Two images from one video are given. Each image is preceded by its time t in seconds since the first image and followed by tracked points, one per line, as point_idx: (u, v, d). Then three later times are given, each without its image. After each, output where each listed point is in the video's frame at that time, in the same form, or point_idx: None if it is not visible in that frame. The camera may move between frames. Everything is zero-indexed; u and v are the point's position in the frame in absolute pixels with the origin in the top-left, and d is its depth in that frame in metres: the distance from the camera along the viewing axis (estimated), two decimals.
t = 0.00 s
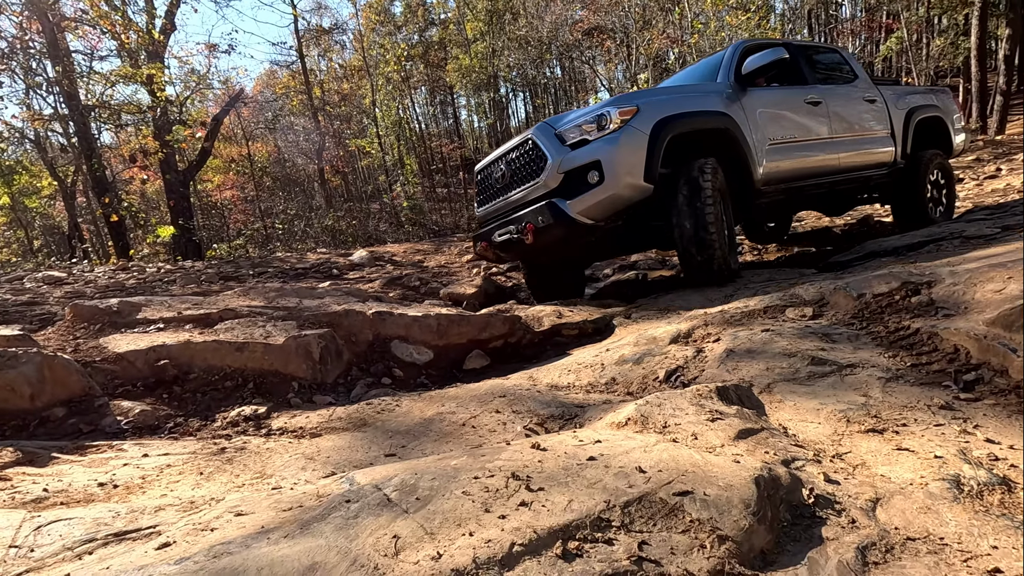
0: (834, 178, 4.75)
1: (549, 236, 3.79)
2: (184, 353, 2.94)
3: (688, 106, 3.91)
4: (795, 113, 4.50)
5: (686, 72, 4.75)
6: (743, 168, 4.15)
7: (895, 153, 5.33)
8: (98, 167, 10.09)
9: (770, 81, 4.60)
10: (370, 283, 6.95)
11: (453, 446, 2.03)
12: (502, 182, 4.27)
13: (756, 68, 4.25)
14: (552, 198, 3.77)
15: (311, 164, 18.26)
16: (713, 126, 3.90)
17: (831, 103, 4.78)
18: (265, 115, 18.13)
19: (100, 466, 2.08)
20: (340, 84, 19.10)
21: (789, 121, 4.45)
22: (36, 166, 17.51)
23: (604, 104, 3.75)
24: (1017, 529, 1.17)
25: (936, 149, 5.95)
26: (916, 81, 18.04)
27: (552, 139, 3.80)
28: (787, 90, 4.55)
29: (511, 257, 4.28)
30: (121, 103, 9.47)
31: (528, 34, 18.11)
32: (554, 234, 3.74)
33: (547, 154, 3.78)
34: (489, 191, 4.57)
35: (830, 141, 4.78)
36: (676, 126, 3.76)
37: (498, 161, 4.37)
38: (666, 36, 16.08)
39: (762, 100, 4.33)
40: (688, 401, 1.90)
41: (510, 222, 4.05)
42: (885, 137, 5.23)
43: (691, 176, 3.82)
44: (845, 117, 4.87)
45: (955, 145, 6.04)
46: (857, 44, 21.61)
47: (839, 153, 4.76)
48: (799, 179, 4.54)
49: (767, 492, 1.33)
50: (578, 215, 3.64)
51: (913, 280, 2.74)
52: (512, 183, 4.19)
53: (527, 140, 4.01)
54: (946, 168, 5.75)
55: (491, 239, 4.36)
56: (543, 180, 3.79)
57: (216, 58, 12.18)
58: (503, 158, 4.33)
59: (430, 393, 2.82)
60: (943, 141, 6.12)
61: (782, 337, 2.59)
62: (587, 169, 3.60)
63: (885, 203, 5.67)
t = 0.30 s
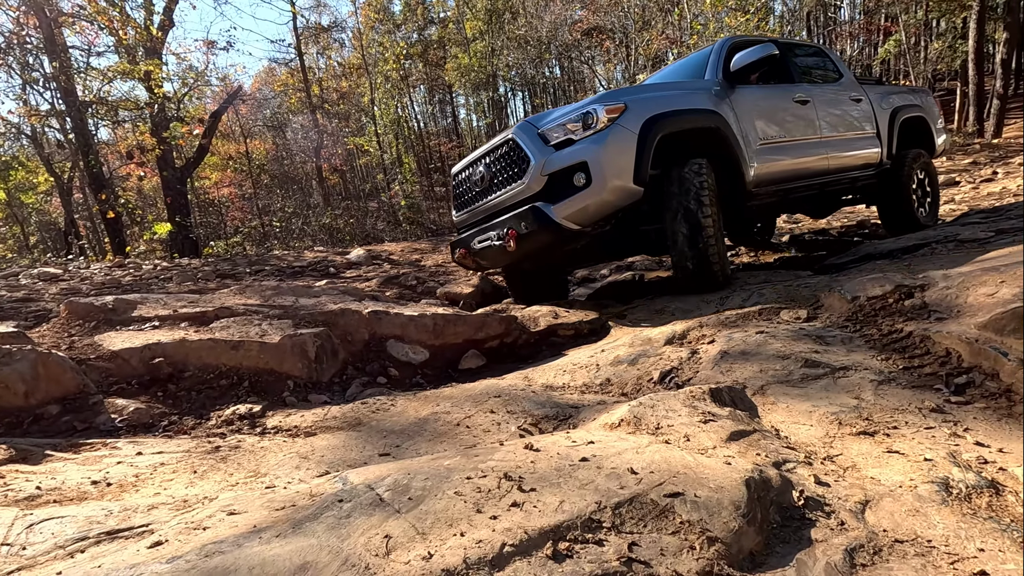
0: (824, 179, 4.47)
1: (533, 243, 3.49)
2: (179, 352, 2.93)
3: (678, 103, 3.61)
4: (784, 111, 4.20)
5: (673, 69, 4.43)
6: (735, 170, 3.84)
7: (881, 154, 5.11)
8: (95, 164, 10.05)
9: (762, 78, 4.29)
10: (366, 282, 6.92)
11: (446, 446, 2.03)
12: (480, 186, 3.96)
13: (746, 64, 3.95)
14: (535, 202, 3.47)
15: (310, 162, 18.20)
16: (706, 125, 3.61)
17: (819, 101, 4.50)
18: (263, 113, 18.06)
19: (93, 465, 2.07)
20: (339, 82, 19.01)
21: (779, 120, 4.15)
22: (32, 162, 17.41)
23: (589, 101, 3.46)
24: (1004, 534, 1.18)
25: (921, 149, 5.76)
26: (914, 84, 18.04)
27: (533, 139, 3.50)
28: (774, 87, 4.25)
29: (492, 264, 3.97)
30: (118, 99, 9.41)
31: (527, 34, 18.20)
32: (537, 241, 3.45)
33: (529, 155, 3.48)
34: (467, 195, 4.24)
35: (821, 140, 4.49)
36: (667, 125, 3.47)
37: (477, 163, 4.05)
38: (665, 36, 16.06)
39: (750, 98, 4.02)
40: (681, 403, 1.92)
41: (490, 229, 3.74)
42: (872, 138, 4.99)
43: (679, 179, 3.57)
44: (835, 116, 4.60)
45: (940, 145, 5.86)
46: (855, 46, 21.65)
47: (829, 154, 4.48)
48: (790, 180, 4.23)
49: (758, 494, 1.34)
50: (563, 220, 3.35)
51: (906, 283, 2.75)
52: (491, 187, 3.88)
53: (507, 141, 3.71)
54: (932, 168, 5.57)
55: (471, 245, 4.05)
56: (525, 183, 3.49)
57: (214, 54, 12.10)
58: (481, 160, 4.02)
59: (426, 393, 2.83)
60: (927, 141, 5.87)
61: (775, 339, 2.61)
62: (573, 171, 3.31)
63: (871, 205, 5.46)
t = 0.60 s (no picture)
0: (822, 178, 4.42)
1: (520, 243, 3.27)
2: (175, 349, 2.93)
3: (673, 96, 3.44)
4: (782, 109, 4.13)
5: (664, 64, 4.29)
6: (732, 169, 3.70)
7: (875, 154, 5.09)
8: (92, 160, 10.06)
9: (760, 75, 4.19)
10: (364, 280, 6.90)
11: (442, 445, 2.04)
12: (464, 182, 3.73)
13: (743, 57, 3.85)
14: (523, 199, 3.24)
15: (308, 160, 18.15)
16: (701, 119, 3.45)
17: (815, 99, 4.47)
18: (262, 111, 18.01)
19: (88, 462, 2.07)
20: (338, 80, 18.95)
21: (777, 118, 4.06)
22: (29, 159, 17.33)
23: (580, 92, 3.24)
24: (996, 533, 1.19)
25: (912, 150, 5.76)
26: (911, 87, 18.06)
27: (522, 131, 3.28)
28: (772, 84, 4.19)
29: (477, 263, 3.76)
30: (116, 95, 9.35)
31: (527, 33, 18.18)
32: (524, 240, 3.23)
33: (516, 148, 3.25)
34: (450, 192, 4.01)
35: (818, 139, 4.43)
36: (662, 120, 3.29)
37: (460, 158, 3.83)
38: (665, 36, 16.05)
39: (748, 94, 3.94)
40: (677, 403, 1.92)
41: (474, 227, 3.50)
42: (865, 137, 4.97)
43: (676, 203, 3.34)
44: (830, 116, 4.55)
45: (931, 147, 5.87)
46: (854, 47, 21.68)
47: (826, 153, 4.43)
48: (787, 179, 4.16)
49: (753, 495, 1.35)
50: (552, 217, 3.12)
51: (902, 285, 2.75)
52: (475, 182, 3.65)
53: (492, 133, 3.48)
54: (923, 170, 5.57)
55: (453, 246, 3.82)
56: (512, 178, 3.26)
57: (212, 51, 12.03)
58: (465, 154, 3.79)
59: (422, 392, 2.83)
60: (917, 142, 5.90)
61: (771, 340, 2.61)
62: (563, 165, 3.08)
63: (863, 206, 5.45)
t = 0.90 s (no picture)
0: (815, 180, 4.42)
1: (504, 244, 3.23)
2: (171, 346, 2.93)
3: (664, 94, 3.41)
4: (776, 109, 4.12)
5: (655, 61, 4.25)
6: (724, 168, 3.68)
7: (868, 156, 5.09)
8: (89, 156, 9.99)
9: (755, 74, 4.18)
10: (361, 278, 6.88)
11: (439, 443, 2.03)
12: (449, 178, 3.69)
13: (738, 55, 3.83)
14: (509, 197, 3.20)
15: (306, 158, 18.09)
16: (692, 118, 3.42)
17: (809, 99, 4.46)
18: (260, 108, 17.95)
19: (82, 459, 2.06)
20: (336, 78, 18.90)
21: (772, 118, 4.05)
22: (26, 155, 17.27)
23: (569, 88, 3.21)
24: (988, 535, 1.19)
25: (905, 152, 5.76)
26: (909, 88, 18.08)
27: (508, 128, 3.24)
28: (766, 83, 4.17)
29: (463, 264, 3.70)
30: (113, 91, 9.29)
31: (527, 32, 18.13)
32: (510, 240, 3.18)
33: (503, 145, 3.21)
34: (434, 188, 3.97)
35: (812, 140, 4.43)
36: (653, 118, 3.26)
37: (445, 153, 3.78)
38: (664, 36, 16.04)
39: (743, 93, 3.93)
40: (673, 402, 1.93)
41: (459, 225, 3.45)
42: (859, 138, 4.97)
43: (672, 233, 3.29)
44: (824, 117, 4.56)
45: (924, 148, 5.86)
46: (853, 49, 21.69)
47: (820, 154, 4.43)
48: (782, 180, 4.15)
49: (748, 494, 1.35)
50: (539, 218, 3.07)
51: (899, 286, 2.76)
52: (461, 179, 3.61)
53: (479, 130, 3.43)
54: (916, 172, 5.57)
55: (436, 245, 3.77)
56: (499, 176, 3.21)
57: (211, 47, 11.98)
58: (450, 150, 3.75)
59: (418, 390, 2.82)
60: (908, 143, 5.93)
61: (768, 340, 2.62)
62: (551, 165, 3.05)
63: (856, 207, 5.46)
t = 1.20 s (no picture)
0: (813, 181, 4.43)
1: (503, 240, 3.23)
2: (168, 344, 2.93)
3: (664, 92, 3.41)
4: (774, 110, 4.13)
5: (655, 60, 4.25)
6: (723, 167, 3.68)
7: (866, 157, 5.10)
8: (87, 152, 9.95)
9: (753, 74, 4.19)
10: (359, 276, 6.87)
11: (436, 442, 2.04)
12: (447, 175, 3.68)
13: (737, 54, 3.83)
14: (508, 194, 3.19)
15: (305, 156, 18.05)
16: (692, 117, 3.42)
17: (807, 100, 4.48)
18: (259, 105, 17.91)
19: (79, 456, 2.06)
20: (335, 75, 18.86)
21: (770, 119, 4.06)
22: (23, 150, 17.20)
23: (569, 85, 3.21)
24: (983, 534, 1.20)
25: (902, 153, 5.78)
26: (909, 90, 18.07)
27: (508, 124, 3.23)
28: (764, 84, 4.18)
29: (459, 260, 3.69)
30: (112, 87, 9.27)
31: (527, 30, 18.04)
32: (508, 237, 3.18)
33: (502, 141, 3.20)
34: (432, 185, 3.96)
35: (810, 141, 4.44)
36: (653, 116, 3.26)
37: (443, 149, 3.77)
38: (664, 36, 16.02)
39: (741, 93, 3.94)
40: (670, 402, 1.93)
41: (457, 221, 3.45)
42: (857, 140, 4.98)
43: (672, 236, 3.29)
44: (822, 118, 4.58)
45: (920, 150, 5.88)
46: (852, 50, 21.69)
47: (818, 155, 4.45)
48: (780, 180, 4.16)
49: (744, 494, 1.35)
50: (538, 215, 3.07)
51: (896, 287, 2.77)
52: (459, 176, 3.60)
53: (478, 126, 3.42)
54: (912, 173, 5.59)
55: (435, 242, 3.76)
56: (498, 172, 3.21)
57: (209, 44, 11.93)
58: (448, 146, 3.73)
59: (416, 389, 2.82)
60: (904, 144, 5.96)
61: (765, 340, 2.62)
62: (551, 162, 3.04)
63: (853, 209, 5.47)
